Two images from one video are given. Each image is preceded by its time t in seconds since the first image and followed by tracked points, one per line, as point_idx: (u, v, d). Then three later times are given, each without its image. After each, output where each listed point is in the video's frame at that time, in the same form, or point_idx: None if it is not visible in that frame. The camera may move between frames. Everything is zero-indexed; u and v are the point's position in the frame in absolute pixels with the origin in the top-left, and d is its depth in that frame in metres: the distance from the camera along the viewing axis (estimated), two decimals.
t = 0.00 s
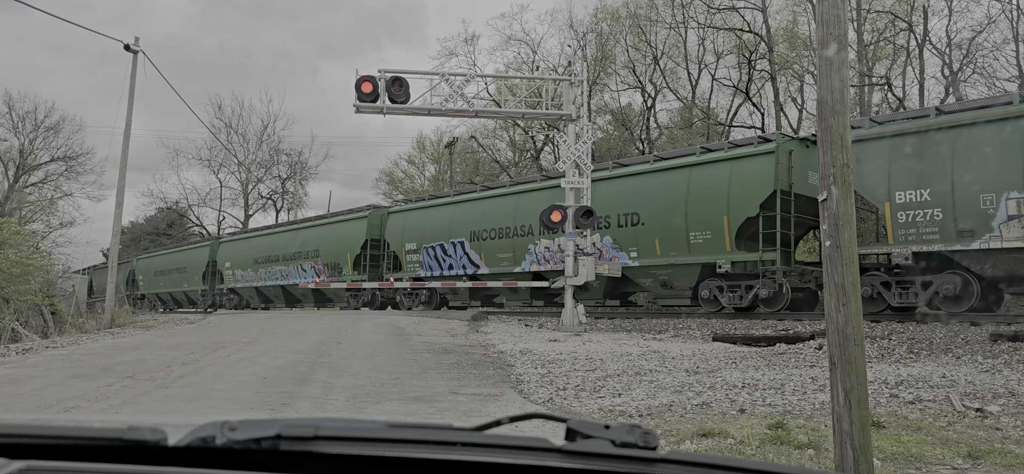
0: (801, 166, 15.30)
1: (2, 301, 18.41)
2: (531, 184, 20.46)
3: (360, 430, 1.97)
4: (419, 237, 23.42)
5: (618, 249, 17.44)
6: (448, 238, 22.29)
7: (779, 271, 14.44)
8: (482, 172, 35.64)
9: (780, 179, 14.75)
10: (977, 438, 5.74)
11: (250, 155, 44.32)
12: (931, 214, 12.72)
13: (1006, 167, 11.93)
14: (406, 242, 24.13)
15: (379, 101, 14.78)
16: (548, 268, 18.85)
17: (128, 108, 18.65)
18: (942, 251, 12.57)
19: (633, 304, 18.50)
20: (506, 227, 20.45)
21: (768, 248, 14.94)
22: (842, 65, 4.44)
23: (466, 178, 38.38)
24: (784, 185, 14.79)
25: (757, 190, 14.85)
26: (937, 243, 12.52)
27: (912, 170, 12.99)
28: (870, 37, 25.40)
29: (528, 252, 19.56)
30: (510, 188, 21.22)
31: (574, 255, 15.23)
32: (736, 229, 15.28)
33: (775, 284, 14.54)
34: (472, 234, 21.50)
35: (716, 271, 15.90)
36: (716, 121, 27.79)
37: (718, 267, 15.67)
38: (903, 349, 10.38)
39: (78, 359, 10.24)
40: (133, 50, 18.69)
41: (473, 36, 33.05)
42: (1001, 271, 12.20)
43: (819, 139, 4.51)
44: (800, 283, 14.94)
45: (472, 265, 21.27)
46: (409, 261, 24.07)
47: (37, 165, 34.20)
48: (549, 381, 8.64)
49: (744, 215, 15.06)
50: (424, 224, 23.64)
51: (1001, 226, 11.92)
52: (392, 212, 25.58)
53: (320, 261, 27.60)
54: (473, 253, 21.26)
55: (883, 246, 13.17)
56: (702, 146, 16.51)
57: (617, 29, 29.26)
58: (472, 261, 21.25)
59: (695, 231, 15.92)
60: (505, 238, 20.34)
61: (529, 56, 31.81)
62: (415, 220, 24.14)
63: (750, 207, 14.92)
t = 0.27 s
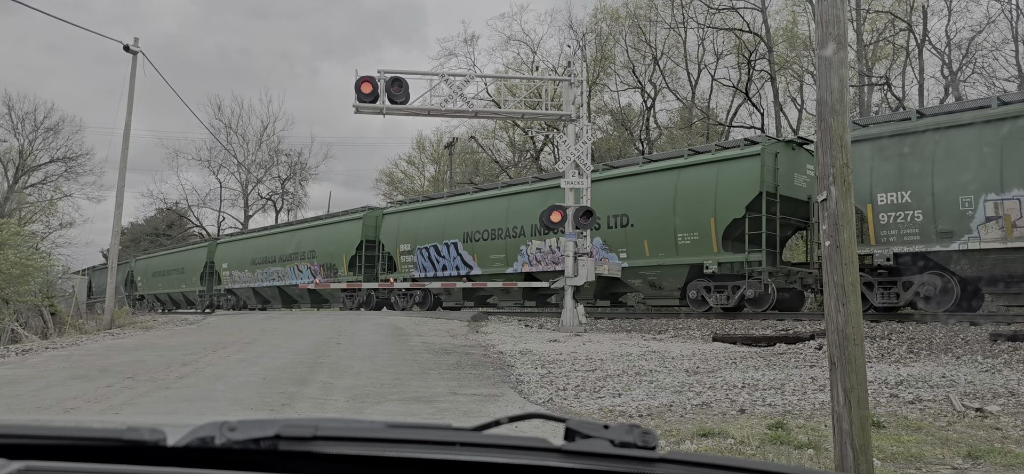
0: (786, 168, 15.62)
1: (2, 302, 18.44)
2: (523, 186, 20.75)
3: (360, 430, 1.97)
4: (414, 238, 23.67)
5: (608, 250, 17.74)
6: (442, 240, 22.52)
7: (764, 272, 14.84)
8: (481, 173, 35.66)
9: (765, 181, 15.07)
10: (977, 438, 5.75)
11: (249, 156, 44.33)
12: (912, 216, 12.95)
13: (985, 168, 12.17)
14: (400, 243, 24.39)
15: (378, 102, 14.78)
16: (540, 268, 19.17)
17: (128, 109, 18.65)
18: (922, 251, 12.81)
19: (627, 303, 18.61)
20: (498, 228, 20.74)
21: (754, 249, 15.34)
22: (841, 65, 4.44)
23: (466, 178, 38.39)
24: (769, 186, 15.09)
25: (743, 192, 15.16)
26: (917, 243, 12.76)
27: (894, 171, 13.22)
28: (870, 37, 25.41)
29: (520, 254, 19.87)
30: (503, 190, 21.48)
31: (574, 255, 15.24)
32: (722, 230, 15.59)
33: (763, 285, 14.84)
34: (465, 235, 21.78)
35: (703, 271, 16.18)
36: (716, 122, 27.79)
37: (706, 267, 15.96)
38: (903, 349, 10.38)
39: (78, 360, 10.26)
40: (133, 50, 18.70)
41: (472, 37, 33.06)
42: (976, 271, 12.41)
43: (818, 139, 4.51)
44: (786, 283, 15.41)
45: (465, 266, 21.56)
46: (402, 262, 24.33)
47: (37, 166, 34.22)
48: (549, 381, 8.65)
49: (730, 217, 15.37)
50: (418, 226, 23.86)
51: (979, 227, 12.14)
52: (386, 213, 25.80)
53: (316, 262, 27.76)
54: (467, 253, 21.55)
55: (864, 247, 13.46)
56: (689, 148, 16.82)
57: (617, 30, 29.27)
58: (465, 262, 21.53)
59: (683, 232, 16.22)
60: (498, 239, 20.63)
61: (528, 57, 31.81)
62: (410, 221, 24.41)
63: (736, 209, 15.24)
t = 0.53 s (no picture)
0: (773, 170, 15.98)
1: (1, 303, 18.45)
2: (517, 187, 20.99)
3: (358, 431, 1.97)
4: (408, 239, 23.86)
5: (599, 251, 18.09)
6: (435, 240, 22.68)
7: (749, 272, 15.20)
8: (481, 173, 35.67)
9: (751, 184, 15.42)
10: (977, 437, 5.75)
11: (249, 156, 44.34)
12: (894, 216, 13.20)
13: (963, 170, 12.40)
14: (395, 244, 24.55)
15: (378, 102, 14.79)
16: (531, 269, 19.30)
17: (127, 110, 18.66)
18: (903, 252, 13.06)
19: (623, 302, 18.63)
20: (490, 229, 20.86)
21: (740, 249, 15.68)
22: (840, 65, 4.44)
23: (466, 179, 38.38)
24: (755, 189, 15.44)
25: (730, 195, 15.52)
26: (898, 244, 13.01)
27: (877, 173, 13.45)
28: (869, 37, 25.42)
29: (511, 254, 19.98)
30: (496, 191, 21.64)
31: (574, 255, 15.24)
32: (709, 231, 15.92)
33: (748, 286, 15.21)
34: (458, 236, 21.90)
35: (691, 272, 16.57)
36: (715, 122, 27.77)
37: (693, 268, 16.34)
38: (902, 349, 10.38)
39: (77, 361, 10.26)
40: (132, 51, 18.70)
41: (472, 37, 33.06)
42: (961, 273, 12.60)
43: (817, 139, 4.51)
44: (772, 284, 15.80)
45: (457, 267, 21.67)
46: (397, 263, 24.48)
47: (36, 167, 34.21)
48: (548, 381, 8.65)
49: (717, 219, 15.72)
50: (412, 227, 24.03)
51: (958, 228, 12.38)
52: (381, 215, 25.94)
53: (312, 263, 27.87)
54: (459, 254, 21.70)
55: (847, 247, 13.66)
56: (679, 151, 17.15)
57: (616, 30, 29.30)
58: (457, 262, 21.64)
59: (672, 234, 16.57)
60: (489, 240, 20.75)
61: (528, 57, 31.80)
62: (404, 222, 24.56)
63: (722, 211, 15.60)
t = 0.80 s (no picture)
0: (759, 172, 16.24)
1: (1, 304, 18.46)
2: (509, 188, 21.17)
3: (358, 431, 1.97)
4: (403, 240, 24.07)
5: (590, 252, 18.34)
6: (429, 241, 22.87)
7: (735, 273, 15.57)
8: (480, 173, 35.67)
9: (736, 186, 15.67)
10: (977, 437, 5.74)
11: (249, 157, 44.34)
12: (877, 218, 13.46)
13: (943, 172, 12.64)
14: (390, 245, 24.74)
15: (377, 103, 14.79)
16: (523, 270, 19.51)
17: (127, 110, 18.66)
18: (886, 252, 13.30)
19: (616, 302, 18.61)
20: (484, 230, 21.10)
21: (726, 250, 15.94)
22: (840, 65, 4.44)
23: (465, 179, 38.38)
24: (741, 191, 15.69)
25: (716, 197, 15.75)
26: (880, 245, 13.26)
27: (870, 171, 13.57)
28: (868, 37, 25.41)
29: (504, 255, 20.22)
30: (489, 192, 21.85)
31: (573, 256, 15.24)
32: (697, 232, 16.12)
33: (735, 286, 15.43)
34: (451, 237, 22.12)
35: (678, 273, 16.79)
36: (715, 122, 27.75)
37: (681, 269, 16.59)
38: (902, 349, 10.38)
39: (77, 362, 10.26)
40: (131, 52, 18.71)
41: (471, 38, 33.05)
42: (959, 272, 12.62)
43: (817, 139, 4.52)
44: (759, 284, 16.26)
45: (451, 268, 21.87)
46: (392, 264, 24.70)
47: (36, 167, 34.20)
48: (548, 382, 8.65)
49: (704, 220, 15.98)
50: (407, 227, 24.24)
51: (938, 229, 12.62)
52: (376, 216, 26.11)
53: (308, 264, 27.97)
54: (453, 256, 21.91)
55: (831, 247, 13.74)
56: (667, 153, 17.38)
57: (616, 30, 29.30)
58: (451, 264, 21.83)
59: (660, 235, 16.82)
60: (483, 241, 20.98)
61: (527, 57, 31.77)
62: (399, 223, 24.74)
63: (709, 213, 15.84)
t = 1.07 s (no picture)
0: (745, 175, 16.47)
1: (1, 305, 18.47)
2: (501, 190, 21.34)
3: (357, 431, 1.97)
4: (397, 241, 24.18)
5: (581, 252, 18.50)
6: (422, 242, 23.01)
7: (722, 273, 15.73)
8: (480, 174, 35.67)
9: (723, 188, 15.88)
10: (977, 437, 5.74)
11: (248, 158, 44.32)
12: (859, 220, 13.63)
13: (924, 174, 12.82)
14: (384, 246, 24.84)
15: (376, 103, 14.79)
16: (515, 271, 19.67)
17: (126, 111, 18.66)
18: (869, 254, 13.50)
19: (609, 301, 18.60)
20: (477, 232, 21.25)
21: (713, 251, 16.13)
22: (839, 65, 4.45)
23: (465, 179, 38.38)
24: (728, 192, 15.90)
25: (704, 198, 15.94)
26: (863, 246, 13.42)
27: (866, 170, 13.59)
28: (867, 37, 25.44)
29: (497, 256, 20.37)
30: (482, 193, 22.02)
31: (573, 256, 15.24)
32: (685, 233, 16.31)
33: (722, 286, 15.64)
34: (445, 238, 22.26)
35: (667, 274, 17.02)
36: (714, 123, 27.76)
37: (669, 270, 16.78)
38: (902, 349, 10.38)
39: (76, 363, 10.25)
40: (130, 52, 18.70)
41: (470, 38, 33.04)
42: (959, 272, 12.61)
43: (817, 139, 4.52)
44: (745, 285, 16.44)
45: (444, 268, 22.02)
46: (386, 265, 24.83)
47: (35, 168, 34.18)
48: (548, 382, 8.65)
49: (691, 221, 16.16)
50: (401, 228, 24.36)
51: (919, 230, 12.79)
52: (371, 218, 26.21)
53: (303, 265, 28.04)
54: (447, 257, 22.05)
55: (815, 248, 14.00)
56: (655, 155, 17.59)
57: (615, 30, 29.29)
58: (445, 264, 21.96)
59: (649, 236, 17.00)
60: (476, 242, 21.14)
61: (526, 57, 31.76)
62: (392, 224, 24.84)
63: (696, 214, 16.03)
